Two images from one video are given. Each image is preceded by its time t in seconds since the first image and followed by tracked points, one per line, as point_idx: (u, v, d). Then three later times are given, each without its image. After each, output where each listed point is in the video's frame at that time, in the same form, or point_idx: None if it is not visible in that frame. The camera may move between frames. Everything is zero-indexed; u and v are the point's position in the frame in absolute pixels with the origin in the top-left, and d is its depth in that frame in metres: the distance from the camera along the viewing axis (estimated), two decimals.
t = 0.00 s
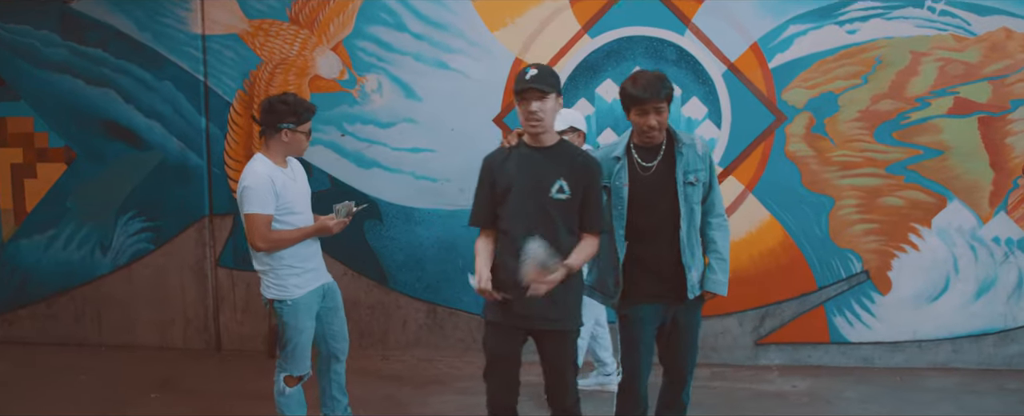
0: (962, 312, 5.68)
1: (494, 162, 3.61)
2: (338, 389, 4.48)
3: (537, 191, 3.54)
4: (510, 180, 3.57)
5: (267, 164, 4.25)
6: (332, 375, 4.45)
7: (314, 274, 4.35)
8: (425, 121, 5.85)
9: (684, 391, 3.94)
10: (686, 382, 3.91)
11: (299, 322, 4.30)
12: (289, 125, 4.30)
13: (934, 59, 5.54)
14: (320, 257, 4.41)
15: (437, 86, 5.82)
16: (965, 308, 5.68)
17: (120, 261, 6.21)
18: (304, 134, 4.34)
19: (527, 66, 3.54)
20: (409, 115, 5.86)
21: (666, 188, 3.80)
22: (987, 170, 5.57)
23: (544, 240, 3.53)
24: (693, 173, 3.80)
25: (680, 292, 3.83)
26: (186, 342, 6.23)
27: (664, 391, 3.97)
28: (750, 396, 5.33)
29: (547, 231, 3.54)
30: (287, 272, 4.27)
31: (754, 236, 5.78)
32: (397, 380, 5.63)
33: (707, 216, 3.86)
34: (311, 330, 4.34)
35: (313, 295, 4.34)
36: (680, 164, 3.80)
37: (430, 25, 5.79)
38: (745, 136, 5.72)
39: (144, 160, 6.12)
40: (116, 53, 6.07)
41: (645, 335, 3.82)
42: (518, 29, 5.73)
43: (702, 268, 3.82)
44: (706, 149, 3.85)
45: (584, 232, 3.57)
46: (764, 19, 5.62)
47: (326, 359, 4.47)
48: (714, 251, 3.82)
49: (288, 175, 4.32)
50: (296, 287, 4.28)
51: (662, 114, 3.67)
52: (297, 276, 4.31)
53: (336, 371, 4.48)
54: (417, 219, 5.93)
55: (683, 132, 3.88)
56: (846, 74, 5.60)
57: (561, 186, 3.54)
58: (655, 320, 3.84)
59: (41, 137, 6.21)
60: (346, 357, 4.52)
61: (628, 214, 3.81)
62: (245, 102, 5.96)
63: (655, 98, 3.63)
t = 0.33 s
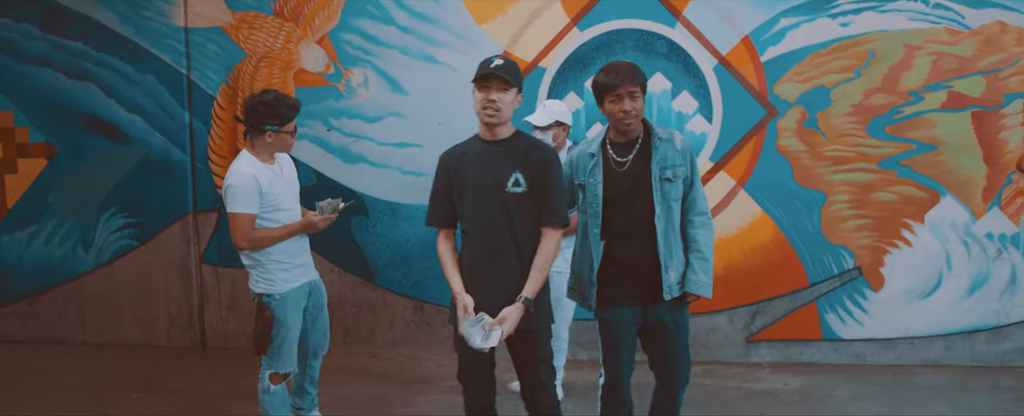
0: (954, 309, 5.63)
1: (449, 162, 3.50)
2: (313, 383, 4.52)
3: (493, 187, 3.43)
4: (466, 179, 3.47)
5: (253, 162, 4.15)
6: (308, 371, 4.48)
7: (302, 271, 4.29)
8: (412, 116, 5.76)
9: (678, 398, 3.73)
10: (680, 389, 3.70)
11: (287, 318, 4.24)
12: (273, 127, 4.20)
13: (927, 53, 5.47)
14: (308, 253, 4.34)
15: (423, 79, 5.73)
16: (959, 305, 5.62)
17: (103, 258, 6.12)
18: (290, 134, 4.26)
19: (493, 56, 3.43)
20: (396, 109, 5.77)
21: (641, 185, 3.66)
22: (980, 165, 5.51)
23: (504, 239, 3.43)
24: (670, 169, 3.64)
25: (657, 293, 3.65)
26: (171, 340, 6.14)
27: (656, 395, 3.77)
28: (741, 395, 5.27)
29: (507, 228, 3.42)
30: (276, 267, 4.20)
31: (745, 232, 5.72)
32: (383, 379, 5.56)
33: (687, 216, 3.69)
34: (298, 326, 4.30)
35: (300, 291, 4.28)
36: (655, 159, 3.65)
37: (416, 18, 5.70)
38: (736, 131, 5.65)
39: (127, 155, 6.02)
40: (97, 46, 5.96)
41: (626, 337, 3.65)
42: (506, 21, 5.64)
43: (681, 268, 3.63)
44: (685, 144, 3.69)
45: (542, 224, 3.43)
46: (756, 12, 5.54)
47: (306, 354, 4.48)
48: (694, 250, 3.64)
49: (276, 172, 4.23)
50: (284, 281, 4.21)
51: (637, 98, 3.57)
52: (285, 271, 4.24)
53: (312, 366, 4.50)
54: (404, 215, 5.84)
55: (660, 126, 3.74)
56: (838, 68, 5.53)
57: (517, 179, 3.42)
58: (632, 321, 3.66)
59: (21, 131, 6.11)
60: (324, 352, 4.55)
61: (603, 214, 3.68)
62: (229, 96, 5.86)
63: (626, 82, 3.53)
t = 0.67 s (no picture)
0: (950, 305, 5.56)
1: (430, 153, 3.20)
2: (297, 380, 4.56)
3: (482, 178, 3.17)
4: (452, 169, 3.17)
5: (251, 151, 4.16)
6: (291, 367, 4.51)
7: (295, 263, 4.25)
8: (402, 108, 5.67)
9: (677, 400, 3.52)
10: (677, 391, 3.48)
11: (280, 309, 4.22)
12: (270, 119, 4.19)
13: (924, 45, 5.40)
14: (305, 246, 4.29)
15: (412, 71, 5.64)
16: (954, 300, 5.56)
17: (89, 252, 6.04)
18: (288, 128, 4.22)
19: (472, 45, 3.11)
20: (385, 101, 5.68)
21: (625, 180, 3.53)
22: (978, 159, 5.44)
23: (495, 233, 3.16)
24: (655, 161, 3.51)
25: (644, 289, 3.51)
26: (158, 335, 6.07)
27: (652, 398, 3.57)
28: (734, 391, 5.20)
29: (498, 221, 3.16)
30: (268, 258, 4.19)
31: (739, 227, 5.65)
32: (373, 374, 5.49)
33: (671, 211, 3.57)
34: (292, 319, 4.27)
35: (294, 283, 4.26)
36: (639, 152, 3.52)
37: (405, 8, 5.61)
38: (730, 125, 5.57)
39: (112, 148, 5.93)
40: (82, 37, 5.87)
41: (611, 337, 3.52)
42: (497, 12, 5.56)
43: (667, 264, 3.49)
44: (670, 136, 3.57)
45: (532, 216, 3.19)
46: (750, 3, 5.47)
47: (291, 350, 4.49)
48: (680, 245, 3.51)
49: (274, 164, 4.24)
50: (275, 272, 4.20)
51: (618, 88, 3.44)
52: (278, 262, 4.22)
53: (296, 362, 4.52)
54: (394, 209, 5.76)
55: (643, 118, 3.62)
56: (834, 60, 5.46)
57: (506, 169, 3.17)
58: (619, 320, 3.53)
59: (6, 124, 6.03)
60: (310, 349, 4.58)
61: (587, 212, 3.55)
62: (216, 88, 5.77)
63: (605, 71, 3.41)
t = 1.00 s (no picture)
0: (949, 300, 5.52)
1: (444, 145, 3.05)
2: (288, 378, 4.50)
3: (495, 173, 3.07)
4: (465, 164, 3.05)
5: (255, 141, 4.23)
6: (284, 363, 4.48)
7: (283, 256, 4.25)
8: (396, 101, 5.62)
9: (675, 395, 3.47)
10: (675, 388, 3.44)
11: (266, 301, 4.22)
12: (274, 110, 4.22)
13: (923, 37, 5.35)
14: (298, 242, 4.29)
15: (407, 64, 5.58)
16: (953, 296, 5.51)
17: (81, 247, 5.99)
18: (290, 123, 4.23)
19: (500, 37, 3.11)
20: (379, 95, 5.63)
21: (620, 174, 3.47)
22: (977, 153, 5.38)
23: (508, 228, 3.09)
24: (651, 154, 3.45)
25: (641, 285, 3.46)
26: (151, 331, 6.02)
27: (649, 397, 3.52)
28: (731, 388, 5.16)
29: (512, 216, 3.09)
30: (255, 249, 4.23)
31: (736, 221, 5.59)
32: (367, 370, 5.45)
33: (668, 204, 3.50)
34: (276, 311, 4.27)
35: (281, 276, 4.25)
36: (635, 144, 3.46)
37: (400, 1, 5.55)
38: (727, 118, 5.51)
39: (104, 142, 5.88)
40: (73, 29, 5.81)
41: (607, 335, 3.45)
42: (491, 4, 5.51)
43: (667, 259, 3.42)
44: (666, 129, 3.51)
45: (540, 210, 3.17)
46: None
47: (283, 346, 4.46)
48: (679, 240, 3.44)
49: (276, 156, 4.27)
50: (261, 264, 4.22)
51: (609, 78, 3.36)
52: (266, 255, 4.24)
53: (290, 359, 4.49)
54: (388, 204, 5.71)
55: (637, 110, 3.56)
56: (832, 53, 5.41)
57: (519, 163, 3.12)
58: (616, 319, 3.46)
59: None
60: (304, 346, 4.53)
61: (584, 206, 3.47)
62: (208, 81, 5.71)
63: (595, 60, 3.35)
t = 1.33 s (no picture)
0: (957, 296, 5.47)
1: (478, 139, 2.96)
2: (292, 373, 4.50)
3: (525, 165, 3.00)
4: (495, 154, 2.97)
5: (261, 131, 4.22)
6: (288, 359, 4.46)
7: (283, 249, 4.21)
8: (399, 94, 5.57)
9: (680, 394, 3.42)
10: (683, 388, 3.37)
11: (264, 295, 4.17)
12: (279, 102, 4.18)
13: (932, 31, 5.29)
14: (300, 236, 4.27)
15: (410, 56, 5.53)
16: (961, 291, 5.46)
17: (82, 240, 5.96)
18: (293, 118, 4.19)
19: (515, 25, 3.03)
20: (382, 88, 5.58)
21: (630, 168, 3.41)
22: (986, 147, 5.33)
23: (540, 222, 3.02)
24: (661, 147, 3.42)
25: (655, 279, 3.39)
26: (152, 325, 5.99)
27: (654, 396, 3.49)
28: (736, 384, 5.12)
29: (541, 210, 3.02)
30: (256, 242, 4.20)
31: (741, 216, 5.53)
32: (369, 365, 5.42)
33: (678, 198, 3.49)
34: (275, 305, 4.20)
35: (280, 270, 4.21)
36: (645, 138, 3.42)
37: None
38: (734, 112, 5.46)
39: (105, 135, 5.84)
40: (73, 22, 5.77)
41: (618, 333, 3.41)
42: None
43: (679, 253, 3.39)
44: (675, 122, 3.49)
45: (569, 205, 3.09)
46: None
47: (286, 342, 4.44)
48: (691, 233, 3.41)
49: (283, 147, 4.24)
50: (261, 256, 4.18)
51: (619, 71, 3.27)
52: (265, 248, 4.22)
53: (293, 354, 4.46)
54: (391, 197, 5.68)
55: (645, 103, 3.53)
56: (840, 46, 5.35)
57: (550, 156, 3.05)
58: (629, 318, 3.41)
59: None
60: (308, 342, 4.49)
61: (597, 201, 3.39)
62: (210, 74, 5.67)
63: (606, 52, 3.25)
